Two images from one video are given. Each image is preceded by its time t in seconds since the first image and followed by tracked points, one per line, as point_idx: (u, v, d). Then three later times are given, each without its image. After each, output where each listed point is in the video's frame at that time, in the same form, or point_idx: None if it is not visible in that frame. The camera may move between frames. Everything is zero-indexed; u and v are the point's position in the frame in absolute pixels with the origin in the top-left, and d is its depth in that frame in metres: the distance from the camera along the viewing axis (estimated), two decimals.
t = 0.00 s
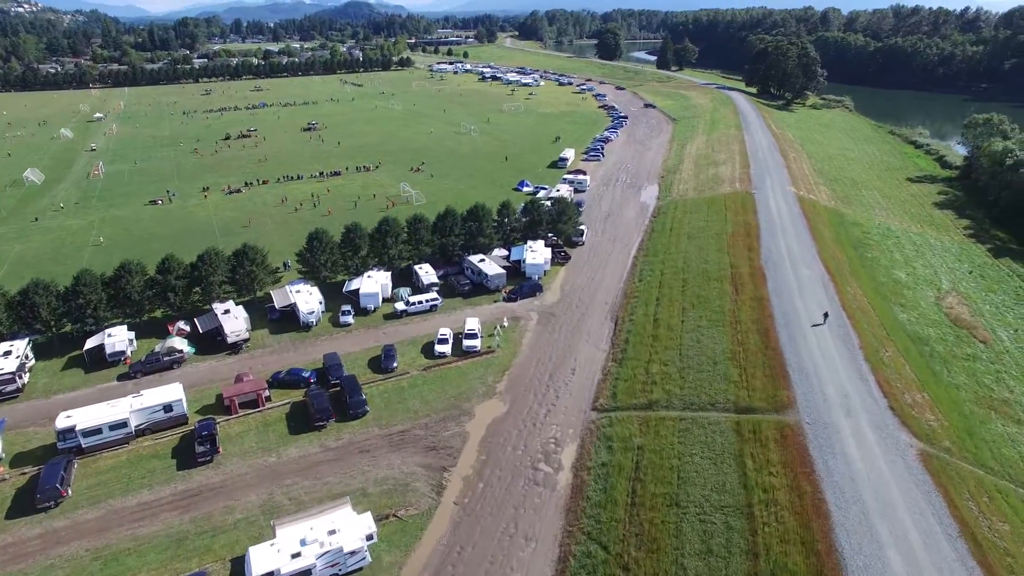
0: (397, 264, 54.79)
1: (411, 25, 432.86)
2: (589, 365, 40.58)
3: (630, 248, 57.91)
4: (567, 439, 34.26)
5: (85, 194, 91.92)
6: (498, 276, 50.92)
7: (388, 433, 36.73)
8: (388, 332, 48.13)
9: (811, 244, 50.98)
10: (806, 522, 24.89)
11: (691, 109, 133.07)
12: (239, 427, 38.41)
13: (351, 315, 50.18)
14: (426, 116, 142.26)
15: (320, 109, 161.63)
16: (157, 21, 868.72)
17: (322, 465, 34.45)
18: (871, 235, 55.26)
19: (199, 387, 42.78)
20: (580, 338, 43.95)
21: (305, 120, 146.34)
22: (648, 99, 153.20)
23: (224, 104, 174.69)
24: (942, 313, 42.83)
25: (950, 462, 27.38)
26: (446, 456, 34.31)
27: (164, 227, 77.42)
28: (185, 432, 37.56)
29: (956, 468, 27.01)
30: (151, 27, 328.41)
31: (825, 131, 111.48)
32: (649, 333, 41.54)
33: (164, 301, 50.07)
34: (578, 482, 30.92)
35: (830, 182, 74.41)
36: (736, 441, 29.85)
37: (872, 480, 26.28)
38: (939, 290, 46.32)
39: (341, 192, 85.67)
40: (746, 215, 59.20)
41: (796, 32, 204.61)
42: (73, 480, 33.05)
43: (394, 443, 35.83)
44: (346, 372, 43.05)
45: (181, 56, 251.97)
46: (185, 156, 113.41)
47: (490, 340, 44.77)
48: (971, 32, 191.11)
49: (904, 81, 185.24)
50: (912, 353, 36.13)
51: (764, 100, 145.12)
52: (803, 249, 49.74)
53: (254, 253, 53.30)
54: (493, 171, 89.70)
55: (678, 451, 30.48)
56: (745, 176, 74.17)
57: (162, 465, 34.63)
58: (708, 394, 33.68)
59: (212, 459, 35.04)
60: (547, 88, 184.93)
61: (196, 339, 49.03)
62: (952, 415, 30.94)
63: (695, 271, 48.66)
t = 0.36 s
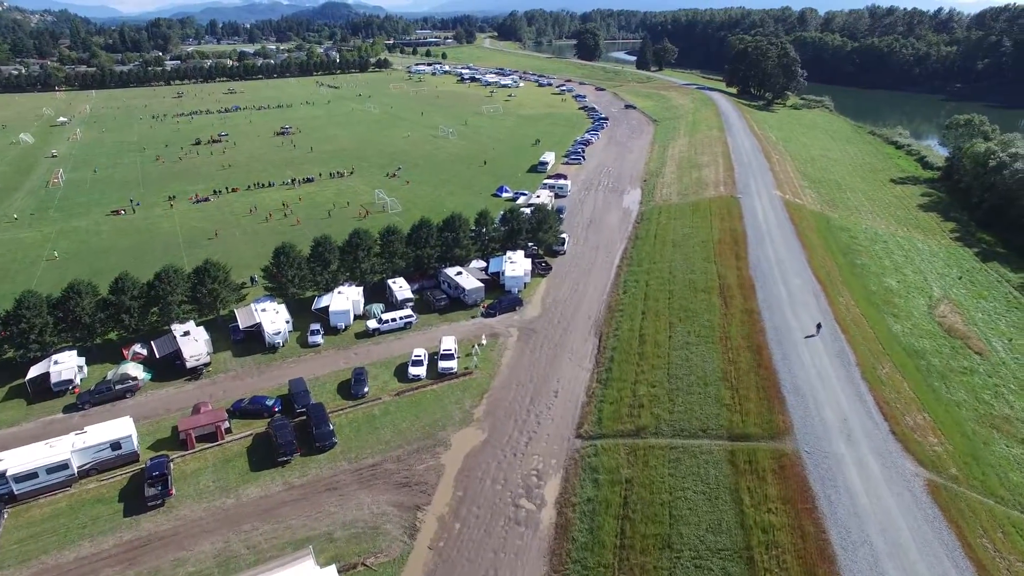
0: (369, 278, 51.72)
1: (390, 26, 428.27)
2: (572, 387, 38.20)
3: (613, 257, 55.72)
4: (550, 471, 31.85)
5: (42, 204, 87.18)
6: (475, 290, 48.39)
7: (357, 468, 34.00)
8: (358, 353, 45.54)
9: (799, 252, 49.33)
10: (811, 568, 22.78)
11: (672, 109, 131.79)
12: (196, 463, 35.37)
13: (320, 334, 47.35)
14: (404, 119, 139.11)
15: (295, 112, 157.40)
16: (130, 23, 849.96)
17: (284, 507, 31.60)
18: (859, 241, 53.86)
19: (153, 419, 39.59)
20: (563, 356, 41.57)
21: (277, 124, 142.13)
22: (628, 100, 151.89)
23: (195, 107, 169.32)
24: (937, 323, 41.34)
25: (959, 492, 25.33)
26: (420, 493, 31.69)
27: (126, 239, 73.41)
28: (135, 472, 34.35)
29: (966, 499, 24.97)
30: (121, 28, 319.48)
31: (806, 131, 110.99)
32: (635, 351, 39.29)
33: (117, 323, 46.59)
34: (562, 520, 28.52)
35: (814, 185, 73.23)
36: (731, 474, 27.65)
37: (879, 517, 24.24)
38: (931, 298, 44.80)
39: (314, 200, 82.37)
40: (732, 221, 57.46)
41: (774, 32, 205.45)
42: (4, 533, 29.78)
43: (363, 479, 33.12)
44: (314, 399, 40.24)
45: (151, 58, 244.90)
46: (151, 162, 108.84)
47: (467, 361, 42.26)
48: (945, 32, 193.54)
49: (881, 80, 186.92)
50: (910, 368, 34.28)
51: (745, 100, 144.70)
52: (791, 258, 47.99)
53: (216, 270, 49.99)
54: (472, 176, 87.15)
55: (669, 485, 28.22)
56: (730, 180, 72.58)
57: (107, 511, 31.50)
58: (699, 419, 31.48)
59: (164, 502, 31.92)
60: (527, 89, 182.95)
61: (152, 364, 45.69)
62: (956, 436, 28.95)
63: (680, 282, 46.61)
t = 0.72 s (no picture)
0: (314, 298, 47.78)
1: (337, 28, 417.46)
2: (533, 410, 35.86)
3: (572, 266, 53.81)
4: (513, 506, 29.40)
5: None
6: (428, 306, 45.53)
7: (302, 514, 30.74)
8: (303, 382, 41.96)
9: (759, 255, 48.69)
10: None
11: (625, 109, 131.74)
12: (116, 519, 31.34)
13: (261, 361, 43.45)
14: (353, 123, 134.36)
15: (238, 118, 150.18)
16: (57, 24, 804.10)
17: (218, 566, 28.09)
18: (815, 242, 53.93)
19: (68, 470, 35.07)
20: (522, 375, 39.23)
21: (218, 130, 134.94)
22: (581, 101, 151.25)
23: (128, 114, 159.40)
24: (898, 324, 41.30)
25: (940, 510, 24.13)
26: (372, 540, 28.72)
27: (45, 260, 66.97)
28: (43, 535, 30.24)
29: (947, 517, 23.75)
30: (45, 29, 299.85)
31: (756, 129, 112.68)
32: (598, 368, 37.28)
33: (28, 360, 41.47)
34: (528, 564, 26.10)
35: (769, 184, 73.60)
36: (706, 503, 25.84)
37: (863, 545, 22.79)
38: (891, 299, 45.22)
39: (257, 212, 77.60)
40: (690, 224, 56.47)
41: (721, 32, 209.52)
42: None
43: (309, 527, 29.92)
44: (253, 438, 36.32)
45: (80, 61, 230.11)
46: (78, 174, 100.91)
47: (421, 386, 39.32)
48: (881, 32, 201.78)
49: (823, 78, 193.21)
50: (878, 376, 33.53)
51: (695, 98, 146.31)
52: (751, 262, 47.18)
53: (143, 294, 45.31)
54: (425, 183, 84.07)
55: (641, 518, 26.20)
56: (686, 180, 72.03)
57: None
58: (668, 442, 29.65)
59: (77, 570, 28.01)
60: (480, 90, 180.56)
61: (71, 405, 40.80)
62: (929, 447, 27.93)
63: (642, 291, 45.02)
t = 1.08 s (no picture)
0: (252, 317, 43.21)
1: (277, 30, 403.55)
2: (494, 431, 33.17)
3: (527, 273, 51.56)
4: (476, 544, 26.56)
5: None
6: (378, 323, 42.15)
7: (239, 568, 26.65)
8: (240, 413, 36.87)
9: (720, 256, 47.69)
10: None
11: (574, 109, 131.01)
12: None
13: (195, 391, 37.73)
14: (294, 128, 128.38)
15: (169, 124, 141.11)
16: None
17: None
18: (772, 242, 53.76)
19: None
20: (480, 393, 36.48)
21: (146, 137, 126.27)
22: (530, 101, 149.74)
23: (45, 121, 147.24)
24: (860, 323, 41.19)
25: (925, 523, 23.05)
26: None
27: None
28: None
29: (933, 531, 22.66)
30: None
31: (705, 126, 113.82)
32: (561, 383, 35.04)
33: None
34: None
35: (721, 181, 73.62)
36: (685, 532, 23.95)
37: (852, 570, 21.37)
38: (851, 297, 45.45)
39: (190, 223, 71.72)
40: (647, 225, 54.99)
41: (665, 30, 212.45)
42: None
43: None
44: (185, 480, 31.20)
45: None
46: None
47: (371, 411, 35.81)
48: (817, 31, 209.27)
49: (763, 76, 199.00)
50: (848, 381, 32.95)
51: (643, 96, 147.22)
52: (712, 263, 46.12)
53: (52, 321, 38.82)
54: (373, 189, 80.32)
55: (616, 553, 23.99)
56: (640, 179, 71.05)
57: None
58: (640, 463, 27.65)
59: None
60: (427, 91, 176.76)
61: None
62: (906, 454, 27.02)
63: (602, 297, 43.22)
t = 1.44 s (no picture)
0: (216, 332, 39.11)
1: (248, 31, 394.96)
2: (477, 450, 30.67)
3: (508, 278, 49.31)
4: None
5: None
6: (351, 334, 39.36)
7: None
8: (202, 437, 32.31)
9: (709, 257, 46.01)
10: None
11: (551, 108, 129.30)
12: None
13: (152, 413, 33.12)
14: (265, 130, 124.00)
15: (132, 126, 135.09)
16: None
17: None
18: (760, 243, 52.47)
19: None
20: (461, 409, 33.96)
21: (108, 140, 120.62)
22: (506, 100, 147.60)
23: None
24: (854, 327, 40.08)
25: (944, 546, 21.45)
26: None
27: None
28: None
29: (955, 555, 21.08)
30: None
31: (685, 124, 112.96)
32: (547, 397, 32.84)
33: None
34: None
35: (705, 180, 72.37)
36: (689, 564, 21.97)
37: None
38: (843, 299, 44.51)
39: (151, 227, 67.14)
40: (631, 225, 52.98)
41: (641, 29, 212.28)
42: None
43: None
44: (138, 517, 26.75)
45: None
46: None
47: (343, 432, 32.55)
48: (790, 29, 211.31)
49: (738, 75, 200.18)
50: (848, 389, 31.49)
51: (621, 95, 146.07)
52: (701, 265, 44.41)
53: None
54: (347, 192, 77.14)
55: None
56: (622, 178, 69.39)
57: None
58: (636, 485, 25.59)
59: None
60: (403, 91, 173.52)
61: None
62: (916, 467, 25.50)
63: (587, 304, 41.19)
